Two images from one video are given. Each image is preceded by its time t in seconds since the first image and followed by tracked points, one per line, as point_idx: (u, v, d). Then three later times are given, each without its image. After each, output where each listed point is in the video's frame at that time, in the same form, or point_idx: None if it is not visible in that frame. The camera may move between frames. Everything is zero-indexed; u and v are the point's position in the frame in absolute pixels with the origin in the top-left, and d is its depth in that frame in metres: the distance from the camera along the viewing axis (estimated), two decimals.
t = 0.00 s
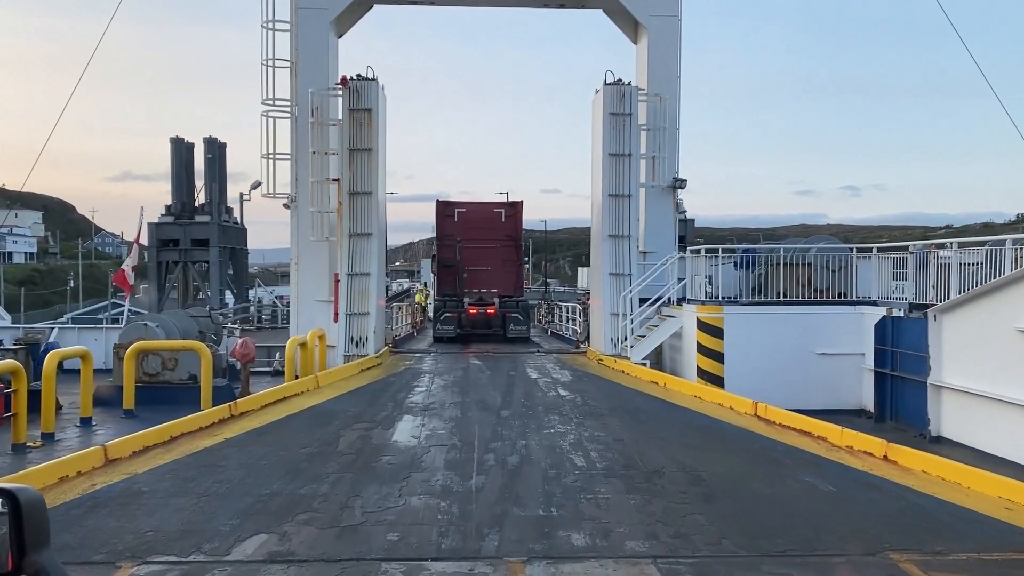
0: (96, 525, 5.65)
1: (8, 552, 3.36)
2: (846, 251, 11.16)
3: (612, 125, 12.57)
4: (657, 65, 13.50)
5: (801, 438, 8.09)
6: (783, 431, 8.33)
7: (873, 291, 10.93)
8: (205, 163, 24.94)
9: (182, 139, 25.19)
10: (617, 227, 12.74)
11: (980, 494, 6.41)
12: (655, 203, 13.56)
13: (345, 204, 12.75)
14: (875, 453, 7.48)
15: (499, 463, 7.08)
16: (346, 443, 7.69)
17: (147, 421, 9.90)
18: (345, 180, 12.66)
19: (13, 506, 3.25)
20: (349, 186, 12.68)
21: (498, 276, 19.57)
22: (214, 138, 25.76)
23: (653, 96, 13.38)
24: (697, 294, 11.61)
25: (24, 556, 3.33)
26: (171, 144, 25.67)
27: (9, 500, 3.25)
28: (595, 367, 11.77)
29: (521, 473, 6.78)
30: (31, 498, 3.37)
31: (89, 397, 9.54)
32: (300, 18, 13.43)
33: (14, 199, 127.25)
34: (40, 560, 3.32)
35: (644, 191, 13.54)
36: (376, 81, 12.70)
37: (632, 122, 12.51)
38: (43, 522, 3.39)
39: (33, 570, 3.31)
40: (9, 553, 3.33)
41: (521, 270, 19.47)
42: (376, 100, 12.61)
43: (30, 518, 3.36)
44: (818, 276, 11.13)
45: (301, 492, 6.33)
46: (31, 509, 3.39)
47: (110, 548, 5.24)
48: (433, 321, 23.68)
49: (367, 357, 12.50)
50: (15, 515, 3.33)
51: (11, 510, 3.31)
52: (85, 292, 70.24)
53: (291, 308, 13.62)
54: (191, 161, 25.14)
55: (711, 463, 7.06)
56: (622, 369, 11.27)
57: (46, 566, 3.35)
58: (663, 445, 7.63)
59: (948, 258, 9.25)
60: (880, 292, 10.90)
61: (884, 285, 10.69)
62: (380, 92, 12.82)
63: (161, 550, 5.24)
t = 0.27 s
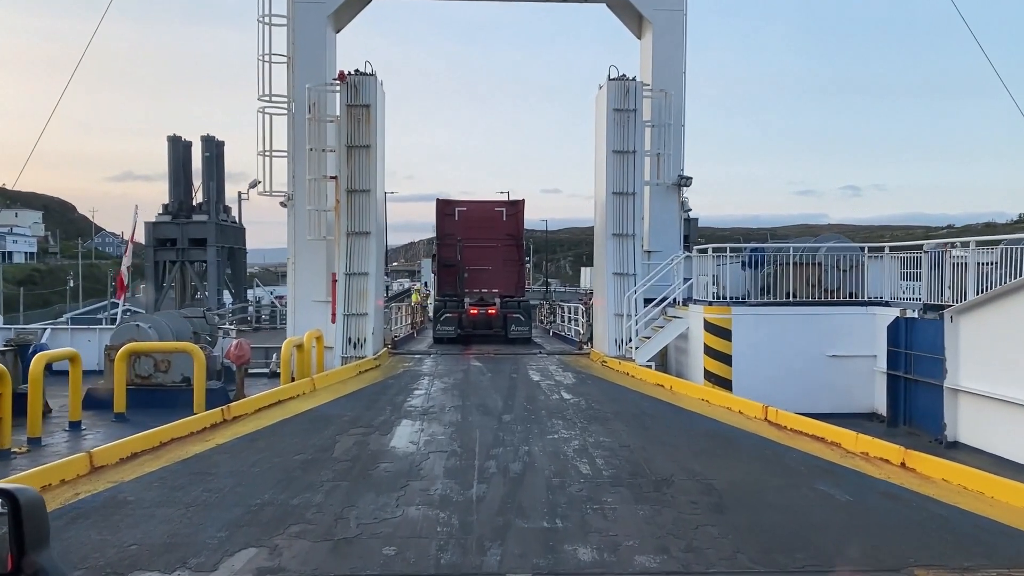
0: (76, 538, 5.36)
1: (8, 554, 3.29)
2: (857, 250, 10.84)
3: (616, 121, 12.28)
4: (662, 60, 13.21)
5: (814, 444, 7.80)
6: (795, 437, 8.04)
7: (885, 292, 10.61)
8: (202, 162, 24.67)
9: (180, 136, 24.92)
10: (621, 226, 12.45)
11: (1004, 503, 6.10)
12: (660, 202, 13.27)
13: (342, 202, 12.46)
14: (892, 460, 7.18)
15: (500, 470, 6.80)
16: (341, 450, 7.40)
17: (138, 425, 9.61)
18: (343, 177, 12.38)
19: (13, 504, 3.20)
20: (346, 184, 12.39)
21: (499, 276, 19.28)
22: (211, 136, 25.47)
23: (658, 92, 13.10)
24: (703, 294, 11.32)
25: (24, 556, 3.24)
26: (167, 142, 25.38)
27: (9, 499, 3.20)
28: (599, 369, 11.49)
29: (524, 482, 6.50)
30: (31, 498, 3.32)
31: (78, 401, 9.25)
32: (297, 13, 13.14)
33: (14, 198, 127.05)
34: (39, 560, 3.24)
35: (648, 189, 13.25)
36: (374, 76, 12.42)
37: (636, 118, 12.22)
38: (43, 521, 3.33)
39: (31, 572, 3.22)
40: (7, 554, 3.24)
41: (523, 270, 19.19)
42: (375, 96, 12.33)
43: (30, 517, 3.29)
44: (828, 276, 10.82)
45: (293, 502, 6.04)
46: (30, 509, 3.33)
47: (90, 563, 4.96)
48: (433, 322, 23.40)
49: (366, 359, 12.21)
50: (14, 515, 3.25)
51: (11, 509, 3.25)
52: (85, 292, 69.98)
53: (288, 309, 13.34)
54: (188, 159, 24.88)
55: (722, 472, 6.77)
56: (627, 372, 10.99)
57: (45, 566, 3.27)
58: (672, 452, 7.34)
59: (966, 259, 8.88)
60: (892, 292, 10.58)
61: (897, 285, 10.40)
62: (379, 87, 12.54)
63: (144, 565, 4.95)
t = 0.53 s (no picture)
0: (57, 551, 5.09)
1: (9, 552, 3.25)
2: (868, 249, 10.56)
3: (620, 117, 12.01)
4: (666, 55, 12.94)
5: (827, 450, 7.52)
6: (807, 443, 7.76)
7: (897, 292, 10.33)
8: (200, 160, 24.44)
9: (177, 135, 24.68)
10: (625, 224, 12.17)
11: None
12: (664, 200, 13.00)
13: (340, 200, 12.19)
14: (909, 467, 6.90)
15: (502, 479, 6.52)
16: (337, 456, 7.13)
17: (129, 429, 9.34)
18: (341, 174, 12.11)
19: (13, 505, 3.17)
20: (344, 181, 12.12)
21: (500, 276, 19.01)
22: (209, 134, 25.21)
23: (662, 88, 12.83)
24: (710, 294, 11.04)
25: (24, 556, 3.21)
26: (165, 141, 25.14)
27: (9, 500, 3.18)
28: (603, 372, 11.22)
29: (527, 491, 6.22)
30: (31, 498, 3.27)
31: (67, 404, 8.98)
32: (294, 7, 12.88)
33: (13, 198, 126.86)
34: (38, 560, 3.21)
35: (652, 187, 12.98)
36: (373, 71, 12.15)
37: (640, 114, 11.95)
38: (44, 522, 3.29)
39: (31, 571, 3.19)
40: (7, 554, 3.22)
41: (524, 270, 18.93)
42: (373, 91, 12.06)
43: (31, 517, 3.26)
44: (838, 276, 10.54)
45: (286, 512, 5.77)
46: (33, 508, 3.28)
47: None
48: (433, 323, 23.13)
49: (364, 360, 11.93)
50: (14, 515, 3.22)
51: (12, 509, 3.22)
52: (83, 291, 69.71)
53: (285, 309, 13.07)
54: (186, 158, 24.65)
55: (734, 480, 6.50)
56: (632, 375, 10.72)
57: (44, 566, 3.23)
58: (680, 459, 7.06)
59: (984, 258, 8.59)
60: (904, 292, 10.29)
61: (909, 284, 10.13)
62: (377, 83, 12.27)
63: None
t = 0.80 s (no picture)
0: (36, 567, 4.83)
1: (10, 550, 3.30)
2: (879, 249, 10.28)
3: (624, 115, 11.75)
4: (672, 51, 12.66)
5: (841, 458, 7.25)
6: (820, 450, 7.49)
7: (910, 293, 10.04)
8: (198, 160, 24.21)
9: (176, 134, 24.45)
10: (630, 224, 11.91)
11: None
12: (669, 199, 12.74)
13: (338, 199, 11.93)
14: (927, 476, 6.61)
15: (504, 488, 6.25)
16: (332, 464, 6.86)
17: (121, 434, 9.08)
18: (339, 173, 11.85)
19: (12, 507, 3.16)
20: (343, 180, 11.86)
21: (502, 276, 18.75)
22: (208, 133, 24.97)
23: (668, 84, 12.55)
24: (717, 296, 10.78)
25: (25, 556, 3.27)
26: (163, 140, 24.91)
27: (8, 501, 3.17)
28: (607, 375, 10.95)
29: (530, 501, 5.96)
30: (32, 498, 3.26)
31: (56, 409, 8.73)
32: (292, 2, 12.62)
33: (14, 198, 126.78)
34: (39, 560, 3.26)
35: (657, 185, 12.71)
36: (372, 67, 11.89)
37: (645, 111, 11.68)
38: (44, 520, 3.32)
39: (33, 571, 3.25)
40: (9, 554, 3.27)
41: (526, 270, 18.67)
42: (373, 88, 11.80)
43: (31, 517, 3.27)
44: (849, 276, 10.26)
45: (277, 525, 5.51)
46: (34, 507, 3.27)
47: None
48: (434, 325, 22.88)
49: (362, 363, 11.67)
50: (15, 514, 3.23)
51: (12, 509, 3.22)
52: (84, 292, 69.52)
53: (283, 310, 12.82)
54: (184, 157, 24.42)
55: (746, 490, 6.23)
56: (637, 378, 10.46)
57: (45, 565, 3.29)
58: (689, 467, 6.80)
59: (1002, 259, 8.29)
60: (916, 293, 10.01)
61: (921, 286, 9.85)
62: (377, 79, 12.01)
63: None
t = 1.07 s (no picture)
0: None
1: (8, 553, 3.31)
2: (891, 248, 10.00)
3: (629, 111, 11.49)
4: (678, 46, 12.40)
5: (856, 465, 6.97)
6: (834, 456, 7.22)
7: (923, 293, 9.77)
8: (197, 159, 24.01)
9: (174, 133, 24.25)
10: (634, 223, 11.64)
11: None
12: (675, 198, 12.48)
13: (337, 198, 11.68)
14: (947, 484, 6.33)
15: (506, 498, 5.99)
16: (328, 472, 6.60)
17: (112, 438, 8.83)
18: (337, 170, 11.59)
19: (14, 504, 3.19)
20: (341, 178, 11.60)
21: (504, 276, 18.50)
22: (206, 132, 24.75)
23: (673, 80, 12.29)
24: (724, 297, 10.52)
25: (24, 556, 3.27)
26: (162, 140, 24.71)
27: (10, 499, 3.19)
28: (612, 378, 10.69)
29: (534, 512, 5.69)
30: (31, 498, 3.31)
31: (45, 413, 8.50)
32: None
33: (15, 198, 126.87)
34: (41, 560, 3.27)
35: (663, 184, 12.46)
36: (371, 62, 11.63)
37: (650, 108, 11.42)
38: (44, 522, 3.32)
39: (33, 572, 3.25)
40: (11, 554, 3.27)
41: (528, 270, 18.43)
42: (372, 84, 11.55)
43: (30, 518, 3.29)
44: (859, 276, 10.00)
45: (269, 537, 5.25)
46: (33, 508, 3.31)
47: None
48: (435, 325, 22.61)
49: (361, 365, 11.41)
50: (16, 516, 3.25)
51: (12, 509, 3.24)
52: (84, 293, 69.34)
53: (280, 311, 12.57)
54: (183, 157, 24.24)
55: (760, 500, 5.96)
56: (643, 381, 10.20)
57: (45, 565, 3.30)
58: (699, 475, 6.53)
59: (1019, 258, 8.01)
60: (930, 293, 9.72)
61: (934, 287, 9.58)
62: (376, 75, 11.75)
63: None
